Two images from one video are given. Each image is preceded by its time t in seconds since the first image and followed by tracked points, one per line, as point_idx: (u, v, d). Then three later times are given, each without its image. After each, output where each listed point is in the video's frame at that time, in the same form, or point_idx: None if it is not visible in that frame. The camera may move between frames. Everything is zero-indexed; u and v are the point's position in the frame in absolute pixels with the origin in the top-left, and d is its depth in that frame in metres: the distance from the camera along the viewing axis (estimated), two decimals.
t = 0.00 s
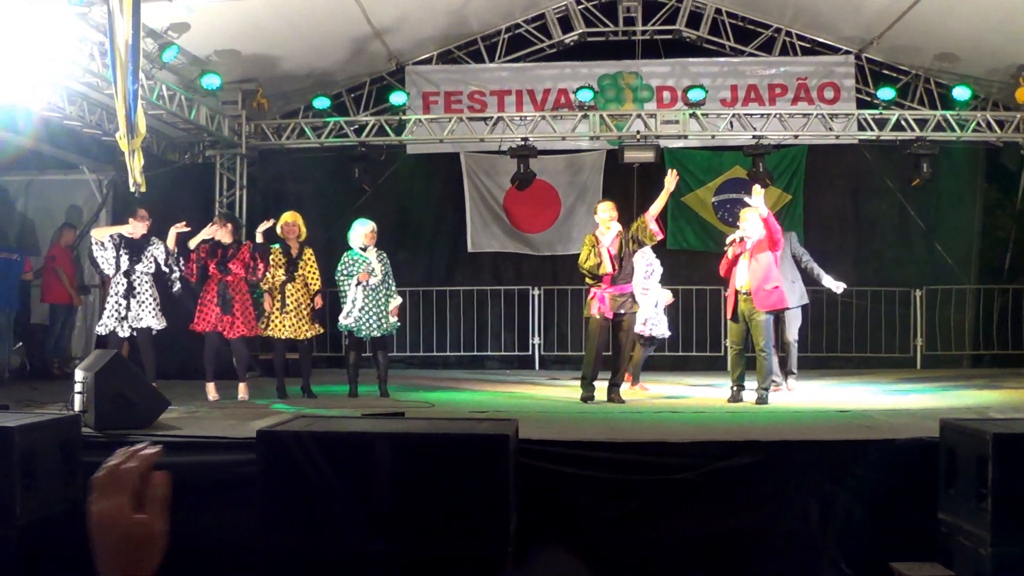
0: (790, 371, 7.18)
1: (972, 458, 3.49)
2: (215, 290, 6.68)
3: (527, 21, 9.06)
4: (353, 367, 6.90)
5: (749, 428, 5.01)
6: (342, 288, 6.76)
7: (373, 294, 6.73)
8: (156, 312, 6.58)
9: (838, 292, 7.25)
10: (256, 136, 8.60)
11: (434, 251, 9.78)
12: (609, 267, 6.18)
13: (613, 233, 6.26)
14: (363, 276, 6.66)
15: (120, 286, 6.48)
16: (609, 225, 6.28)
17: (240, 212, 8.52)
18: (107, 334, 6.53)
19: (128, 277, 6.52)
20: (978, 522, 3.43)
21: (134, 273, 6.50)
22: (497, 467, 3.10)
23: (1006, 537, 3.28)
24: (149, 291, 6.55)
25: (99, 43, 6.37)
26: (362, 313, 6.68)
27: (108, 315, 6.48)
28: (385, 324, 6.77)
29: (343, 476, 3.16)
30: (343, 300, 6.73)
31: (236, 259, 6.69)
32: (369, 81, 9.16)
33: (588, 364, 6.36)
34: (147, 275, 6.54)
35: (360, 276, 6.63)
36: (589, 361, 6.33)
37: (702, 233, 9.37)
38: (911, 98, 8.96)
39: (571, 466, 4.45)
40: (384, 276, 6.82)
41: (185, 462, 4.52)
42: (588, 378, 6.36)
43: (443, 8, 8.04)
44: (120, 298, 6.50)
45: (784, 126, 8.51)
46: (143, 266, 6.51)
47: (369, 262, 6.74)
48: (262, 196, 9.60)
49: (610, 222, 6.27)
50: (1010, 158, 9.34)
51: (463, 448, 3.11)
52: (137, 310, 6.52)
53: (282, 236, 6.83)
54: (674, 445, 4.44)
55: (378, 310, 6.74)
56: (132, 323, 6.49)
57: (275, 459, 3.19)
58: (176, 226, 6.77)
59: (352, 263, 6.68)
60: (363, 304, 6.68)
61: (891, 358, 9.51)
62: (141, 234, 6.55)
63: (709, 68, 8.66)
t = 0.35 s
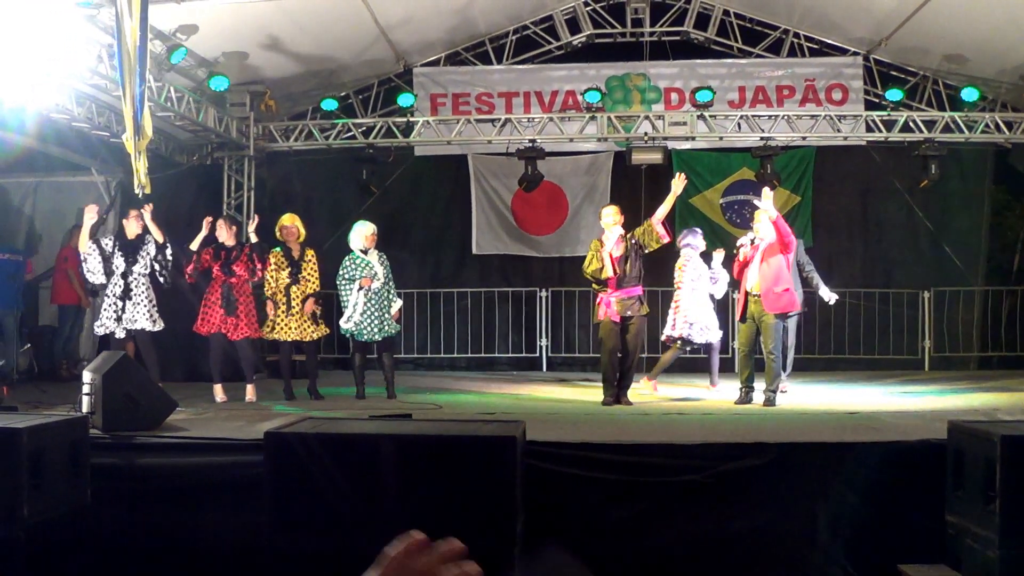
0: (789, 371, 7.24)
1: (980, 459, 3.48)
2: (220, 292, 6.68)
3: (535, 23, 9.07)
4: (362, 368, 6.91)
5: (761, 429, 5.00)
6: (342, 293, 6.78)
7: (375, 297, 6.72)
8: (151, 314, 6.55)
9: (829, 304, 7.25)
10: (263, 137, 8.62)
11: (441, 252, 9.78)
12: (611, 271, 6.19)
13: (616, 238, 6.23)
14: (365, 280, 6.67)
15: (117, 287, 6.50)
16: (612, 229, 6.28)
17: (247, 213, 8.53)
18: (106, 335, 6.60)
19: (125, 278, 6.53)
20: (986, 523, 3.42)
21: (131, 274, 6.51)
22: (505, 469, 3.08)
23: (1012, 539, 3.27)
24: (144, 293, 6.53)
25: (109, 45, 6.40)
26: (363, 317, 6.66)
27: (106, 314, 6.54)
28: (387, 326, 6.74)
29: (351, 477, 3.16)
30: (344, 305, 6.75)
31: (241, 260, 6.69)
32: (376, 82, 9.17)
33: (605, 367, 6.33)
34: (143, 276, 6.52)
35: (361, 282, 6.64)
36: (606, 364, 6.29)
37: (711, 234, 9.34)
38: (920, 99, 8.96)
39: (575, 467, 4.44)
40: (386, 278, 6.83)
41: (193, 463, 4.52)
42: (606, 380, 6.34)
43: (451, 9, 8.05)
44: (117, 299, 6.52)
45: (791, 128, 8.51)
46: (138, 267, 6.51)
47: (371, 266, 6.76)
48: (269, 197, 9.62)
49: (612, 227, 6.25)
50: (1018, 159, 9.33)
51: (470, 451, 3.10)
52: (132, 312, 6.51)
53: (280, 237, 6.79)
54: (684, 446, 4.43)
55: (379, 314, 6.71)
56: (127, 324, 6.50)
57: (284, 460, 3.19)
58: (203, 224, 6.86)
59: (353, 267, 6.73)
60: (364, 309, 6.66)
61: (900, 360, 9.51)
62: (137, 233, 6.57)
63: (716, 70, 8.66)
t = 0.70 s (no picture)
0: (789, 372, 7.25)
1: (979, 459, 3.48)
2: (220, 293, 6.68)
3: (535, 23, 9.07)
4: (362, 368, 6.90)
5: (761, 429, 5.00)
6: (342, 295, 6.79)
7: (373, 299, 6.71)
8: (145, 314, 6.59)
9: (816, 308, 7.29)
10: (263, 138, 8.63)
11: (440, 253, 9.78)
12: (603, 270, 6.22)
13: (609, 237, 6.24)
14: (365, 281, 6.68)
15: (112, 290, 6.49)
16: (604, 227, 6.30)
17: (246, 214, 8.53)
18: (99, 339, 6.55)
19: (120, 281, 6.52)
20: (986, 523, 3.42)
21: (125, 278, 6.51)
22: (504, 470, 3.08)
23: (1012, 538, 3.27)
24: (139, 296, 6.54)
25: (108, 46, 6.39)
26: (364, 318, 6.65)
27: (99, 318, 6.50)
28: (386, 327, 6.73)
29: (349, 478, 3.16)
30: (344, 307, 6.74)
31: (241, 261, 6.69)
32: (376, 83, 9.17)
33: (588, 367, 6.34)
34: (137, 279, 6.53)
35: (361, 282, 6.65)
36: (591, 363, 6.30)
37: (709, 234, 9.35)
38: (919, 100, 8.98)
39: (572, 468, 4.43)
40: (384, 279, 6.84)
41: (192, 463, 4.52)
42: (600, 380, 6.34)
43: (450, 10, 8.05)
44: (111, 302, 6.50)
45: (791, 128, 8.51)
46: (133, 270, 6.52)
47: (371, 266, 6.77)
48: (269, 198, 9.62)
49: (605, 226, 6.27)
50: (1018, 159, 9.34)
51: (467, 451, 3.10)
52: (126, 316, 6.51)
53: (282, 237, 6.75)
54: (684, 446, 4.43)
55: (380, 315, 6.71)
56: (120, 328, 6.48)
57: (283, 460, 3.19)
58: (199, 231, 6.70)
59: (353, 268, 6.73)
60: (365, 309, 6.67)
61: (899, 360, 9.51)
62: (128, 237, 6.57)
63: (716, 70, 8.67)
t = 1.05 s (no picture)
0: (789, 372, 7.25)
1: (978, 459, 3.48)
2: (221, 293, 6.69)
3: (535, 23, 9.06)
4: (362, 368, 6.90)
5: (759, 429, 5.01)
6: (342, 295, 6.82)
7: (372, 298, 6.70)
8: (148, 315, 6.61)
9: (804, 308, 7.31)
10: (263, 138, 8.63)
11: (440, 253, 9.78)
12: (585, 274, 6.24)
13: (594, 240, 6.23)
14: (360, 282, 6.69)
15: (116, 290, 6.49)
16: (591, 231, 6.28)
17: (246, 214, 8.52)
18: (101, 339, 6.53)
19: (124, 281, 6.54)
20: (985, 523, 3.42)
21: (129, 278, 6.54)
22: (503, 469, 3.08)
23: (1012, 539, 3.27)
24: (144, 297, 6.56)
25: (108, 46, 6.40)
26: (363, 317, 6.66)
27: (101, 318, 6.49)
28: (387, 327, 6.73)
29: (349, 478, 3.15)
30: (344, 306, 6.77)
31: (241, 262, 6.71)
32: (376, 83, 9.18)
33: (583, 368, 6.33)
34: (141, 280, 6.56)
35: (360, 281, 6.65)
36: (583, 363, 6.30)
37: (708, 234, 9.36)
38: (920, 99, 8.98)
39: (572, 467, 4.43)
40: (384, 280, 6.82)
41: (192, 463, 4.52)
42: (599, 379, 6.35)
43: (450, 10, 8.04)
44: (115, 302, 6.50)
45: (791, 128, 8.51)
46: (136, 270, 6.56)
47: (370, 266, 6.76)
48: (269, 198, 9.63)
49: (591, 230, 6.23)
50: (1017, 159, 9.34)
51: (467, 451, 3.10)
52: (130, 315, 6.53)
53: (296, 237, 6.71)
54: (684, 446, 4.43)
55: (379, 314, 6.71)
56: (124, 327, 6.49)
57: (281, 461, 3.19)
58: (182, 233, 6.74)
59: (353, 268, 6.75)
60: (364, 309, 6.67)
61: (899, 360, 9.52)
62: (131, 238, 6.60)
63: (716, 70, 8.67)
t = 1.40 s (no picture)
0: (789, 372, 7.24)
1: (978, 459, 3.48)
2: (223, 292, 6.69)
3: (535, 23, 9.06)
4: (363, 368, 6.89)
5: (759, 429, 5.01)
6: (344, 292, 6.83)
7: (372, 298, 6.70)
8: (152, 317, 6.56)
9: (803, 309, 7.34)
10: (263, 138, 8.63)
11: (440, 253, 9.78)
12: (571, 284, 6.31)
13: (581, 251, 6.25)
14: (361, 281, 6.67)
15: (122, 290, 6.50)
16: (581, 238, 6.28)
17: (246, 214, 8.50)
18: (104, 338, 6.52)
19: (130, 281, 6.56)
20: (985, 523, 3.42)
21: (135, 277, 6.56)
22: (503, 469, 3.08)
23: (1012, 539, 3.27)
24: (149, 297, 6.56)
25: (108, 46, 6.39)
26: (363, 317, 6.65)
27: (105, 319, 6.48)
28: (387, 327, 6.74)
29: (349, 478, 3.15)
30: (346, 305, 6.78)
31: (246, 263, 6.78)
32: (375, 83, 9.18)
33: (579, 370, 6.31)
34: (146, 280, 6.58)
35: (360, 280, 6.64)
36: (579, 363, 6.28)
37: (708, 234, 9.36)
38: (920, 99, 8.98)
39: (572, 468, 4.44)
40: (387, 280, 6.84)
41: (191, 463, 4.52)
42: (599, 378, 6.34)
43: (450, 10, 8.04)
44: (120, 302, 6.51)
45: (791, 128, 8.51)
46: (141, 270, 6.58)
47: (372, 266, 6.75)
48: (269, 198, 9.63)
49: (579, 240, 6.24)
50: (1017, 159, 9.35)
51: (467, 451, 3.10)
52: (134, 316, 6.51)
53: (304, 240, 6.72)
54: (684, 446, 4.43)
55: (380, 313, 6.70)
56: (129, 328, 6.47)
57: (281, 461, 3.19)
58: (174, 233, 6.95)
59: (354, 267, 6.72)
60: (364, 308, 6.66)
61: (899, 360, 9.52)
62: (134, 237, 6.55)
63: (716, 70, 8.67)
